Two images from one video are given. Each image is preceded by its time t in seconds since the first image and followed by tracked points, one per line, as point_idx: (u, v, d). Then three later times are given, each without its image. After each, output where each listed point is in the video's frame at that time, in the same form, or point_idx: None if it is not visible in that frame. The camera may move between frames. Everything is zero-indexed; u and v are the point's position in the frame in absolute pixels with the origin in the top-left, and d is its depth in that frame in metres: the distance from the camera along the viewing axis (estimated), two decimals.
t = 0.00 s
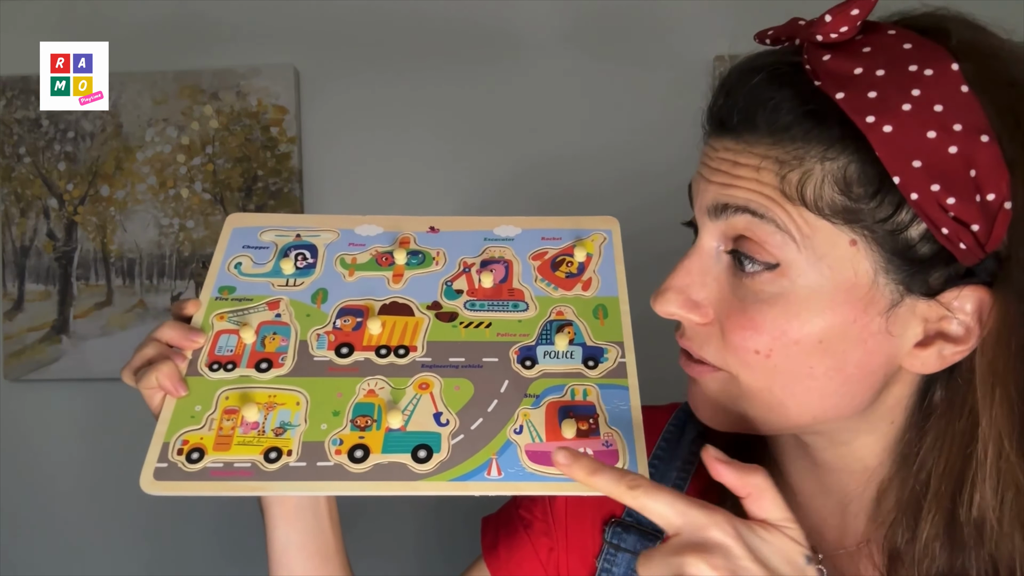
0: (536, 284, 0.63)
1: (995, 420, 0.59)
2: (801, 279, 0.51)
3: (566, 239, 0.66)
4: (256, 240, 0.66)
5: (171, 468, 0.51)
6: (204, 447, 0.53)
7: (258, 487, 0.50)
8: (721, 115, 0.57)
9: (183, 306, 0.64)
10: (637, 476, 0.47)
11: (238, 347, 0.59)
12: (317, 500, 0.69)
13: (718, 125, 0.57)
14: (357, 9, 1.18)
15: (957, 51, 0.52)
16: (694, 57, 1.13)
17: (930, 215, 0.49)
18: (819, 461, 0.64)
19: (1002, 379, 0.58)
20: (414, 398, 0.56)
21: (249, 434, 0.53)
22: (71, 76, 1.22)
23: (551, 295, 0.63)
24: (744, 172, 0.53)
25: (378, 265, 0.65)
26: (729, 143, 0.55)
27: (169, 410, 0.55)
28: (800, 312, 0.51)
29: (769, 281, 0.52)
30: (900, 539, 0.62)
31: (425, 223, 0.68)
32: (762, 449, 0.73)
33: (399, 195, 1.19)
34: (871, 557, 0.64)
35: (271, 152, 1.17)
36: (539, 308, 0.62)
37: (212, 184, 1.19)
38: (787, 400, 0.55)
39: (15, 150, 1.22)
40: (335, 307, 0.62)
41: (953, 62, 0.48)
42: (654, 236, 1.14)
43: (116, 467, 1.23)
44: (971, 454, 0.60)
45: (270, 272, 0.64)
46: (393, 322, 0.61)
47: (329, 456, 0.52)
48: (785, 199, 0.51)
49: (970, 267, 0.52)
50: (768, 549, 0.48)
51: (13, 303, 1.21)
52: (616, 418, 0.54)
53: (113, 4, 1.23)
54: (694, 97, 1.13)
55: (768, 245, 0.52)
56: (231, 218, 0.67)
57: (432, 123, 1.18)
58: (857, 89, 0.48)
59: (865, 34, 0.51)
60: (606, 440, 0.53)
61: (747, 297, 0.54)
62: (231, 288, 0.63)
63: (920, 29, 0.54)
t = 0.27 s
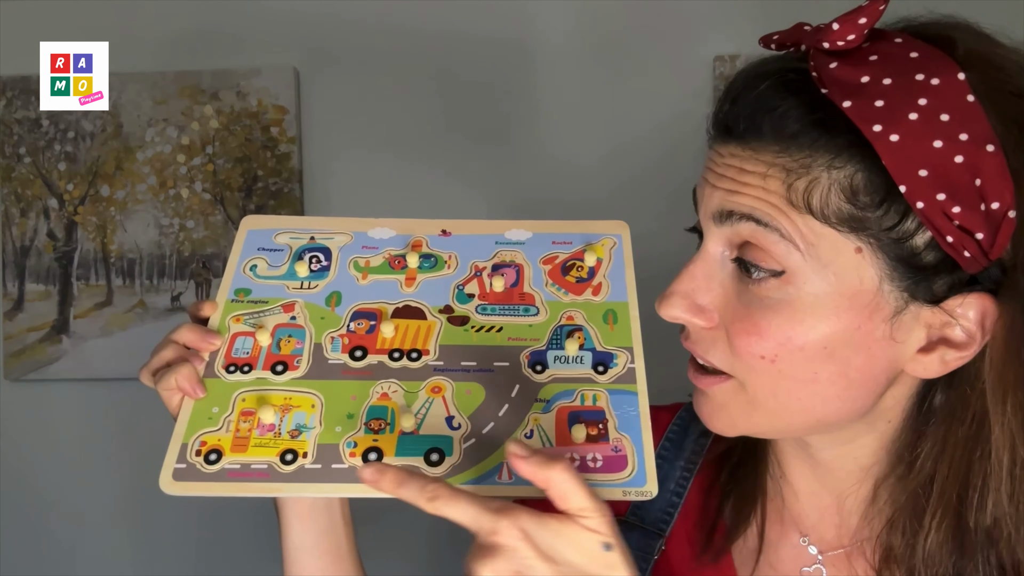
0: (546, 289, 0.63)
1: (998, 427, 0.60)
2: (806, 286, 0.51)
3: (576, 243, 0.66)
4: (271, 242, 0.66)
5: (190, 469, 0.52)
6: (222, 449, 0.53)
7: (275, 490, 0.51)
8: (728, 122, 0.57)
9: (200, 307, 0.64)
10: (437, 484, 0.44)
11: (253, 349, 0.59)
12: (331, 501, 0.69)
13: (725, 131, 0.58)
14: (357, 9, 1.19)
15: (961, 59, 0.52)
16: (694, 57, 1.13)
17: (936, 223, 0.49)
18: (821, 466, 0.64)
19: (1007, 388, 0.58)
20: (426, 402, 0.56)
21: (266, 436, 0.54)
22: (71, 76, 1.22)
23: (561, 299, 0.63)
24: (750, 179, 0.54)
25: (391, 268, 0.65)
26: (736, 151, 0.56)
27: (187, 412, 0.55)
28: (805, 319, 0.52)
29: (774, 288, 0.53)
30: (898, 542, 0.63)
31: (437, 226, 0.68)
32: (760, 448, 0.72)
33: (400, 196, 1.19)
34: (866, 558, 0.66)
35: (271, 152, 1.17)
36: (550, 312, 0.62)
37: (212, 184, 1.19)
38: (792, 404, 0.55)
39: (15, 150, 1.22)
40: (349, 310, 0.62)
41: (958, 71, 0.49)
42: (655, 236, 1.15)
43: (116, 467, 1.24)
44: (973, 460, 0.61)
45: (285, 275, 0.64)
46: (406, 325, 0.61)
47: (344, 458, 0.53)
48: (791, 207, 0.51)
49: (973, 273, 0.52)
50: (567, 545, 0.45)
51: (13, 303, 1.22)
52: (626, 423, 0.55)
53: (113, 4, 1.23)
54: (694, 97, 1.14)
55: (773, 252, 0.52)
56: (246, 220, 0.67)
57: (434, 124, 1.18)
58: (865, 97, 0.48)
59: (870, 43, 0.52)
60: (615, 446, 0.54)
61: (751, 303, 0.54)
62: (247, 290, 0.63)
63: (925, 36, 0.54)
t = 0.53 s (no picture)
0: (550, 288, 0.63)
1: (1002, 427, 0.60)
2: (816, 285, 0.51)
3: (579, 242, 0.66)
4: (273, 244, 0.66)
5: (198, 473, 0.52)
6: (229, 452, 0.53)
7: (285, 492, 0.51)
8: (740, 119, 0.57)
9: (204, 309, 0.64)
10: (303, 497, 0.47)
11: (259, 351, 0.59)
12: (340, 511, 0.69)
13: (738, 128, 0.57)
14: (357, 9, 1.19)
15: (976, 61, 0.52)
16: (694, 57, 1.13)
17: (948, 225, 0.49)
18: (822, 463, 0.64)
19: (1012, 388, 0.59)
20: (433, 402, 0.56)
21: (274, 438, 0.54)
22: (71, 76, 1.22)
23: (565, 299, 0.63)
24: (762, 177, 0.54)
25: (395, 268, 0.64)
26: (748, 147, 0.56)
27: (193, 416, 0.55)
28: (814, 319, 0.52)
29: (784, 287, 0.53)
30: (893, 538, 0.64)
31: (440, 225, 0.68)
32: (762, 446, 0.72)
33: (401, 196, 1.19)
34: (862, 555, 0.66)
35: (272, 152, 1.17)
36: (554, 311, 0.62)
37: (212, 184, 1.19)
38: (799, 403, 0.55)
39: (15, 150, 1.22)
40: (354, 310, 0.62)
41: (975, 72, 0.48)
42: (657, 236, 1.15)
43: (116, 467, 1.23)
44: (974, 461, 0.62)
45: (288, 276, 0.64)
46: (411, 325, 0.61)
47: (352, 459, 0.53)
48: (803, 206, 0.51)
49: (984, 276, 0.53)
50: (423, 549, 0.47)
51: (13, 303, 1.22)
52: (632, 420, 0.55)
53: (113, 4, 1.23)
54: (695, 97, 1.13)
55: (784, 251, 0.52)
56: (248, 222, 0.67)
57: (434, 124, 1.18)
58: (879, 97, 0.48)
59: (886, 42, 0.51)
60: (624, 443, 0.54)
61: (760, 302, 0.54)
62: (251, 292, 0.63)
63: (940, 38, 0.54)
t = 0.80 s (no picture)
0: (556, 287, 0.63)
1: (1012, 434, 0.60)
2: (830, 283, 0.51)
3: (584, 241, 0.66)
4: (279, 240, 0.65)
5: (206, 469, 0.52)
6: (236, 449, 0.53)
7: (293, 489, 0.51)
8: (761, 112, 0.57)
9: (207, 304, 0.63)
10: (254, 451, 0.49)
11: (265, 348, 0.59)
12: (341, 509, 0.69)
13: (757, 122, 0.57)
14: (357, 9, 1.19)
15: (1005, 62, 0.51)
16: (694, 57, 1.13)
17: (966, 226, 0.49)
18: (824, 463, 0.64)
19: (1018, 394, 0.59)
20: (441, 400, 0.56)
21: (281, 435, 0.54)
22: (72, 76, 1.22)
23: (571, 298, 0.63)
24: (780, 172, 0.53)
25: (401, 266, 0.64)
26: (767, 142, 0.56)
27: (200, 412, 0.55)
28: (827, 317, 0.52)
29: (797, 284, 0.53)
30: (891, 539, 0.64)
31: (445, 224, 0.67)
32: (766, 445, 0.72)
33: (401, 196, 1.19)
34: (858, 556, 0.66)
35: (271, 152, 1.17)
36: (560, 310, 0.62)
37: (212, 184, 1.19)
38: (806, 402, 0.55)
39: (15, 150, 1.22)
40: (360, 308, 0.62)
41: (1000, 74, 0.48)
42: (658, 236, 1.15)
43: (117, 467, 1.23)
44: (981, 467, 0.61)
45: (293, 273, 0.63)
46: (417, 324, 0.61)
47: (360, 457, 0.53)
48: (820, 202, 0.51)
49: (1001, 280, 0.52)
50: (368, 507, 0.48)
51: (13, 303, 1.21)
52: (639, 420, 0.55)
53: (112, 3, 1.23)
54: (696, 97, 1.13)
55: (798, 248, 0.52)
56: (253, 217, 0.67)
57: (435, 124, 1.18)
58: (903, 94, 0.48)
59: (911, 40, 0.51)
60: (632, 442, 0.54)
61: (772, 299, 0.54)
62: (256, 288, 0.62)
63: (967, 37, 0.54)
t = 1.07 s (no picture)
0: (552, 288, 0.63)
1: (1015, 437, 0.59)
2: (833, 281, 0.51)
3: (580, 242, 0.66)
4: (273, 241, 0.65)
5: (199, 472, 0.52)
6: (230, 451, 0.53)
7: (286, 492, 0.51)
8: (770, 108, 0.57)
9: (202, 306, 0.63)
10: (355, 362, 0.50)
11: (259, 350, 0.59)
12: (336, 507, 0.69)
13: (765, 118, 0.57)
14: (357, 9, 1.19)
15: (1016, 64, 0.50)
16: (695, 57, 1.13)
17: (971, 226, 0.49)
18: (822, 464, 0.64)
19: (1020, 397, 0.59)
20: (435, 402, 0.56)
21: (274, 437, 0.54)
22: (72, 76, 1.22)
23: (567, 299, 0.63)
24: (786, 168, 0.53)
25: (396, 267, 0.64)
26: (774, 138, 0.56)
27: (193, 414, 0.55)
28: (830, 315, 0.52)
29: (800, 281, 0.52)
30: (889, 541, 0.64)
31: (441, 225, 0.67)
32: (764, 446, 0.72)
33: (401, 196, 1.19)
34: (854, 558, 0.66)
35: (272, 152, 1.17)
36: (555, 312, 0.62)
37: (212, 184, 1.19)
38: (806, 400, 0.54)
39: (15, 150, 1.22)
40: (354, 309, 0.62)
41: (1010, 74, 0.48)
42: (657, 236, 1.15)
43: (117, 467, 1.23)
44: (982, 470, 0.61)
45: (288, 274, 0.63)
46: (412, 326, 0.61)
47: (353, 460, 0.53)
48: (826, 199, 0.51)
49: (1004, 281, 0.52)
50: (448, 442, 0.48)
51: (13, 303, 1.21)
52: (634, 423, 0.55)
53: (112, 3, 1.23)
54: (696, 97, 1.13)
55: (802, 244, 0.52)
56: (247, 218, 0.67)
57: (435, 124, 1.18)
58: (912, 93, 0.48)
59: (922, 38, 0.51)
60: (625, 446, 0.54)
61: (775, 295, 0.53)
62: (250, 290, 0.62)
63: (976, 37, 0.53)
